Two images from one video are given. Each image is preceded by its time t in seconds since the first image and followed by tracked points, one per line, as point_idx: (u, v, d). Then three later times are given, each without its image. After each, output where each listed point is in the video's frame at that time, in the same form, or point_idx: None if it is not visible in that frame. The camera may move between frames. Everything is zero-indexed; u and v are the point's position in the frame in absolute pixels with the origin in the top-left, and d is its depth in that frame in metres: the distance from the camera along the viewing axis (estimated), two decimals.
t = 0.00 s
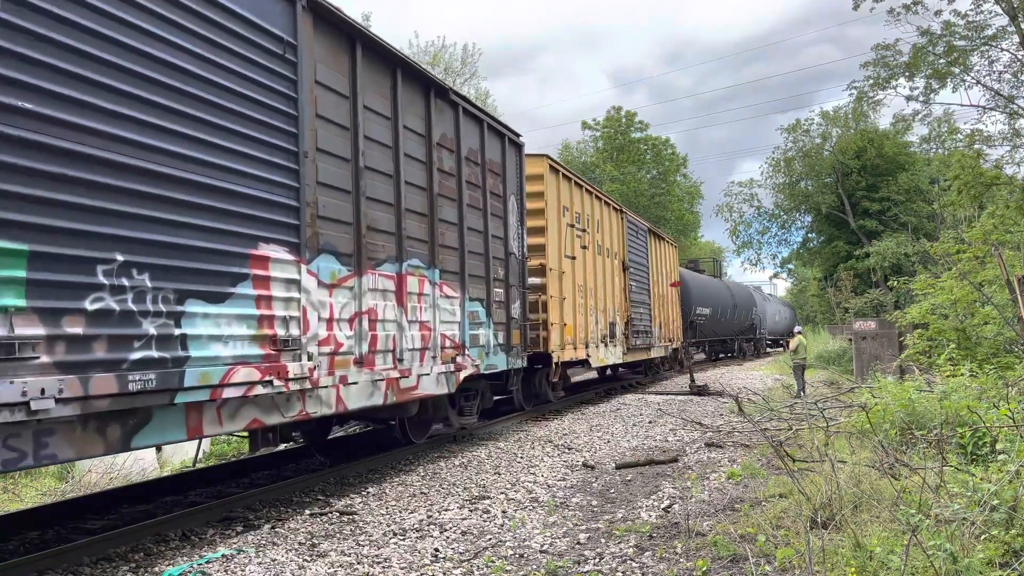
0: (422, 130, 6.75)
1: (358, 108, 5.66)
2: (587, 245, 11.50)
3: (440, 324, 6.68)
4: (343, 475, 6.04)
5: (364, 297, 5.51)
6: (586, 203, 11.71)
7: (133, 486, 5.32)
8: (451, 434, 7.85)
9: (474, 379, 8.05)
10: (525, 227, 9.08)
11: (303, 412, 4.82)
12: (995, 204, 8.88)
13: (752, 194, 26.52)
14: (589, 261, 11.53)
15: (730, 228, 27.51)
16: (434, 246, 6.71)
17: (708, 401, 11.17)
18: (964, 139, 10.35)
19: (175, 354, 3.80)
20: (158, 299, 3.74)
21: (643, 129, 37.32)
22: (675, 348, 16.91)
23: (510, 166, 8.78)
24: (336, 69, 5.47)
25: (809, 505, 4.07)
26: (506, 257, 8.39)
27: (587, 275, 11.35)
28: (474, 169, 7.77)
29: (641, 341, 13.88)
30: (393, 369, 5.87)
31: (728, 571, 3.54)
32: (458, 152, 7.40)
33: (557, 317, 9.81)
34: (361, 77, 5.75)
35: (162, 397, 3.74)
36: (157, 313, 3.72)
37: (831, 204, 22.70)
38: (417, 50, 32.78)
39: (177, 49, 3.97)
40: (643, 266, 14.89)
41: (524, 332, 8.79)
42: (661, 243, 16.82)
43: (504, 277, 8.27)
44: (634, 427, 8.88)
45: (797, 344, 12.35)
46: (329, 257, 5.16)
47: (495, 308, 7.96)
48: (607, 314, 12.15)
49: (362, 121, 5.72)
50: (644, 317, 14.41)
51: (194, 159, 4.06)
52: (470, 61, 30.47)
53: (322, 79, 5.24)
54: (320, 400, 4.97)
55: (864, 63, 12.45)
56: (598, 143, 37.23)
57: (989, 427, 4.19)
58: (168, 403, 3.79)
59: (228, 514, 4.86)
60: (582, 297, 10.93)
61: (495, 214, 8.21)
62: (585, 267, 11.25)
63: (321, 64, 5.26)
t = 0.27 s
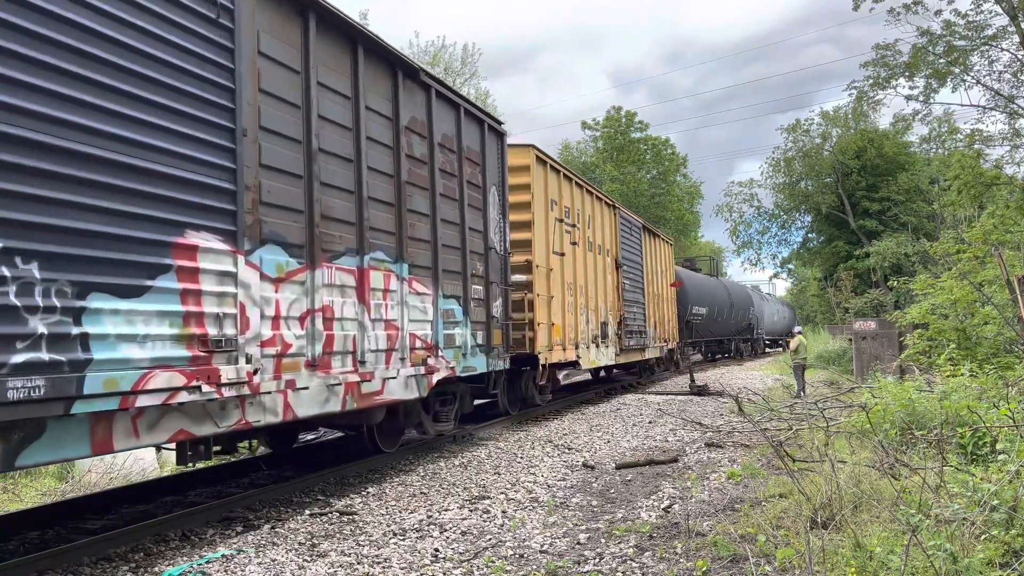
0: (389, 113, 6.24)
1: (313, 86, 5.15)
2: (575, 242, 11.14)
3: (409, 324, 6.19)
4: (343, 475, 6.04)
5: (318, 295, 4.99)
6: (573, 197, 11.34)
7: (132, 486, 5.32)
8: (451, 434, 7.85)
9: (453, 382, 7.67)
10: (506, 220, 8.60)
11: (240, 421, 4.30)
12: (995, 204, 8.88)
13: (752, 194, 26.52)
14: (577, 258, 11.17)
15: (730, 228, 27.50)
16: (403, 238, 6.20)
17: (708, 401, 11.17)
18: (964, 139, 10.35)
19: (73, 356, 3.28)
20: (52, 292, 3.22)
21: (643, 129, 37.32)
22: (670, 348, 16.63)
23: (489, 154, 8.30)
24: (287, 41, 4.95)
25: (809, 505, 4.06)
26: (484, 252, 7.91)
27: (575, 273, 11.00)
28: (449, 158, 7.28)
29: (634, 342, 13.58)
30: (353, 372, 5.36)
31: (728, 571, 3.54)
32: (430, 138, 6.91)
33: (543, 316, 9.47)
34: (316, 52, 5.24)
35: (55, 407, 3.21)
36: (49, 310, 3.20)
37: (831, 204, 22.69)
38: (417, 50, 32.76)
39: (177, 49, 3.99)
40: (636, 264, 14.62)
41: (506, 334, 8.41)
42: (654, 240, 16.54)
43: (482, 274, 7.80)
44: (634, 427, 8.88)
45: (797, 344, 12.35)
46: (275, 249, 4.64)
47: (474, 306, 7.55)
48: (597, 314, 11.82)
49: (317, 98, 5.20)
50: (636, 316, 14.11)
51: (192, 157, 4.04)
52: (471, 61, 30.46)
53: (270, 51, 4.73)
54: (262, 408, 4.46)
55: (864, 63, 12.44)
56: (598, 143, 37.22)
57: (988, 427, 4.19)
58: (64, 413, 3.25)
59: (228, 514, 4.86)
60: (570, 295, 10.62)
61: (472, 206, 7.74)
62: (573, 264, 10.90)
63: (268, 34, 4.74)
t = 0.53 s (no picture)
0: (350, 93, 5.69)
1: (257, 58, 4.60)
2: (565, 238, 10.70)
3: (372, 323, 5.65)
4: (343, 475, 6.04)
5: (260, 290, 4.43)
6: (563, 192, 10.88)
7: (132, 486, 5.32)
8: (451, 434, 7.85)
9: (427, 386, 7.18)
10: (485, 213, 8.12)
11: (162, 432, 3.74)
12: (995, 204, 8.88)
13: (752, 194, 26.52)
14: (567, 255, 10.73)
15: (730, 228, 27.51)
16: (366, 230, 5.67)
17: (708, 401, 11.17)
18: (964, 139, 10.35)
19: None
20: None
21: (643, 129, 37.32)
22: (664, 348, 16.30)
23: (466, 142, 7.78)
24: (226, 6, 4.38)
25: (809, 505, 4.06)
26: (460, 246, 7.41)
27: (565, 271, 10.58)
28: (421, 144, 6.75)
29: (627, 342, 13.21)
30: (305, 376, 4.82)
31: (728, 571, 3.54)
32: (400, 123, 6.38)
33: (531, 315, 9.04)
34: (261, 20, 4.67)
35: None
36: None
37: (831, 204, 22.69)
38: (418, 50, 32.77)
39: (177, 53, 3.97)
40: (629, 262, 14.24)
41: (487, 335, 7.95)
42: (648, 238, 16.16)
43: (458, 269, 7.29)
44: (634, 427, 8.88)
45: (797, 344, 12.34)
46: (207, 237, 4.09)
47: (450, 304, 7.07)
48: (588, 314, 11.42)
49: (261, 71, 4.63)
50: (630, 316, 13.72)
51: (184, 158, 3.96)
52: (471, 61, 30.46)
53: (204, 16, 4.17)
54: (190, 416, 3.91)
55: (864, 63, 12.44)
56: (598, 143, 37.21)
57: (988, 427, 4.19)
58: None
59: (228, 514, 4.85)
60: (559, 294, 10.16)
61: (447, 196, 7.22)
62: (563, 262, 10.47)
63: None
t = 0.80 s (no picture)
0: (304, 68, 5.06)
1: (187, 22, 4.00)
2: (553, 234, 10.20)
3: (329, 322, 5.07)
4: (343, 475, 6.04)
5: (187, 283, 3.85)
6: (552, 185, 10.39)
7: (132, 486, 5.32)
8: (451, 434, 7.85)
9: (397, 391, 6.67)
10: (462, 205, 7.57)
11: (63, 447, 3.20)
12: (995, 204, 8.89)
13: (752, 194, 26.52)
14: (555, 251, 10.24)
15: (730, 228, 27.52)
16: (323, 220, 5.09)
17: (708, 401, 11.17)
18: (964, 139, 10.35)
19: None
20: None
21: (643, 129, 37.32)
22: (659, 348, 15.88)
23: (439, 128, 7.22)
24: None
25: (809, 505, 4.06)
26: (432, 239, 6.87)
27: (553, 269, 10.11)
28: (387, 129, 6.16)
29: (619, 343, 12.76)
30: (247, 382, 4.23)
31: (728, 571, 3.54)
32: (364, 104, 5.78)
33: (516, 315, 8.60)
34: None
35: None
36: None
37: (831, 204, 22.69)
38: (418, 50, 32.77)
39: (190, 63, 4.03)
40: (623, 260, 13.79)
41: (464, 336, 7.46)
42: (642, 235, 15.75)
43: (431, 265, 6.75)
44: (634, 427, 8.88)
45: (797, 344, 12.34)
46: (121, 222, 3.52)
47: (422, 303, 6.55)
48: (578, 313, 10.96)
49: (192, 38, 4.03)
50: (623, 316, 13.27)
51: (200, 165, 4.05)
52: (471, 61, 30.48)
53: None
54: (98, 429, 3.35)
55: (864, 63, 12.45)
56: (598, 143, 37.23)
57: (989, 427, 4.19)
58: None
59: (228, 514, 4.85)
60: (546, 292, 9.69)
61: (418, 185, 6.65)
62: (551, 258, 10.01)
63: None
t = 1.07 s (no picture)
0: (247, 37, 4.44)
1: None
2: (540, 229, 9.67)
3: (275, 321, 4.48)
4: (343, 475, 6.04)
5: (95, 273, 3.29)
6: (539, 178, 9.85)
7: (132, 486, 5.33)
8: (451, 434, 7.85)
9: (361, 396, 6.07)
10: (438, 196, 7.01)
11: None
12: (996, 204, 8.89)
13: (752, 195, 26.52)
14: (542, 246, 9.71)
15: (730, 228, 27.52)
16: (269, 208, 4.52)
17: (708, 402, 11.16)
18: (964, 139, 10.35)
19: None
20: None
21: (643, 129, 37.31)
22: (653, 348, 15.40)
23: (411, 111, 6.60)
24: None
25: (809, 505, 4.06)
26: (402, 232, 6.28)
27: (540, 265, 9.58)
28: (351, 110, 5.57)
29: (612, 342, 12.27)
30: (173, 389, 3.68)
31: (728, 571, 3.53)
32: (320, 81, 5.15)
33: (498, 314, 8.09)
34: None
35: None
36: None
37: (831, 204, 22.68)
38: (418, 50, 32.76)
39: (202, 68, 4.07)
40: (616, 256, 13.28)
41: (439, 336, 6.90)
42: (637, 231, 15.26)
43: (399, 260, 6.18)
44: (634, 427, 8.87)
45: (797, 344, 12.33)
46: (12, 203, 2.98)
47: (391, 303, 5.97)
48: (568, 312, 10.45)
49: None
50: (615, 315, 12.75)
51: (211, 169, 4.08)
52: (471, 61, 30.48)
53: None
54: None
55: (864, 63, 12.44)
56: (598, 143, 37.24)
57: (989, 427, 4.18)
58: None
59: (228, 514, 4.85)
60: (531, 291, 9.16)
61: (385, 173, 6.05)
62: (538, 254, 9.48)
63: None
